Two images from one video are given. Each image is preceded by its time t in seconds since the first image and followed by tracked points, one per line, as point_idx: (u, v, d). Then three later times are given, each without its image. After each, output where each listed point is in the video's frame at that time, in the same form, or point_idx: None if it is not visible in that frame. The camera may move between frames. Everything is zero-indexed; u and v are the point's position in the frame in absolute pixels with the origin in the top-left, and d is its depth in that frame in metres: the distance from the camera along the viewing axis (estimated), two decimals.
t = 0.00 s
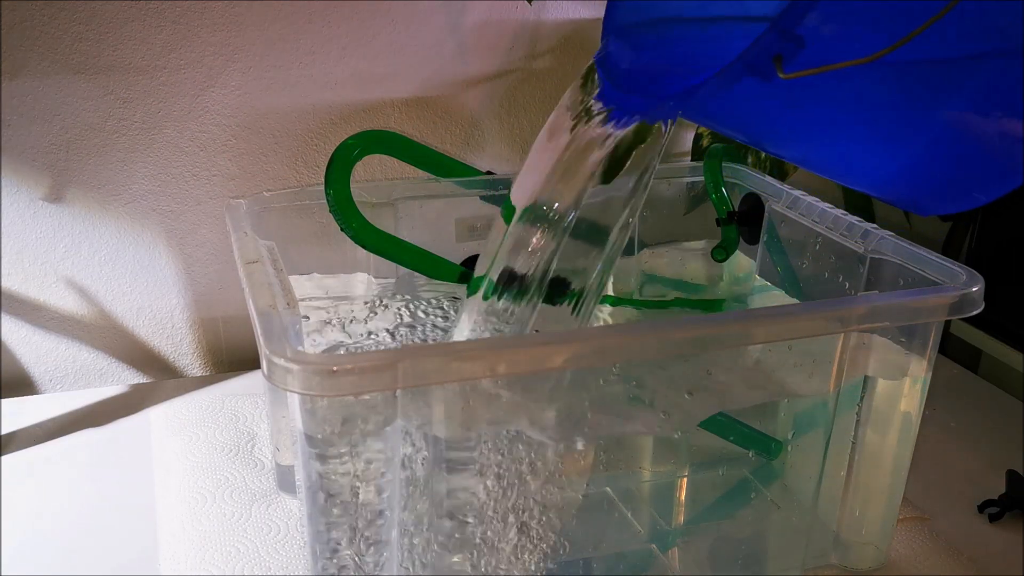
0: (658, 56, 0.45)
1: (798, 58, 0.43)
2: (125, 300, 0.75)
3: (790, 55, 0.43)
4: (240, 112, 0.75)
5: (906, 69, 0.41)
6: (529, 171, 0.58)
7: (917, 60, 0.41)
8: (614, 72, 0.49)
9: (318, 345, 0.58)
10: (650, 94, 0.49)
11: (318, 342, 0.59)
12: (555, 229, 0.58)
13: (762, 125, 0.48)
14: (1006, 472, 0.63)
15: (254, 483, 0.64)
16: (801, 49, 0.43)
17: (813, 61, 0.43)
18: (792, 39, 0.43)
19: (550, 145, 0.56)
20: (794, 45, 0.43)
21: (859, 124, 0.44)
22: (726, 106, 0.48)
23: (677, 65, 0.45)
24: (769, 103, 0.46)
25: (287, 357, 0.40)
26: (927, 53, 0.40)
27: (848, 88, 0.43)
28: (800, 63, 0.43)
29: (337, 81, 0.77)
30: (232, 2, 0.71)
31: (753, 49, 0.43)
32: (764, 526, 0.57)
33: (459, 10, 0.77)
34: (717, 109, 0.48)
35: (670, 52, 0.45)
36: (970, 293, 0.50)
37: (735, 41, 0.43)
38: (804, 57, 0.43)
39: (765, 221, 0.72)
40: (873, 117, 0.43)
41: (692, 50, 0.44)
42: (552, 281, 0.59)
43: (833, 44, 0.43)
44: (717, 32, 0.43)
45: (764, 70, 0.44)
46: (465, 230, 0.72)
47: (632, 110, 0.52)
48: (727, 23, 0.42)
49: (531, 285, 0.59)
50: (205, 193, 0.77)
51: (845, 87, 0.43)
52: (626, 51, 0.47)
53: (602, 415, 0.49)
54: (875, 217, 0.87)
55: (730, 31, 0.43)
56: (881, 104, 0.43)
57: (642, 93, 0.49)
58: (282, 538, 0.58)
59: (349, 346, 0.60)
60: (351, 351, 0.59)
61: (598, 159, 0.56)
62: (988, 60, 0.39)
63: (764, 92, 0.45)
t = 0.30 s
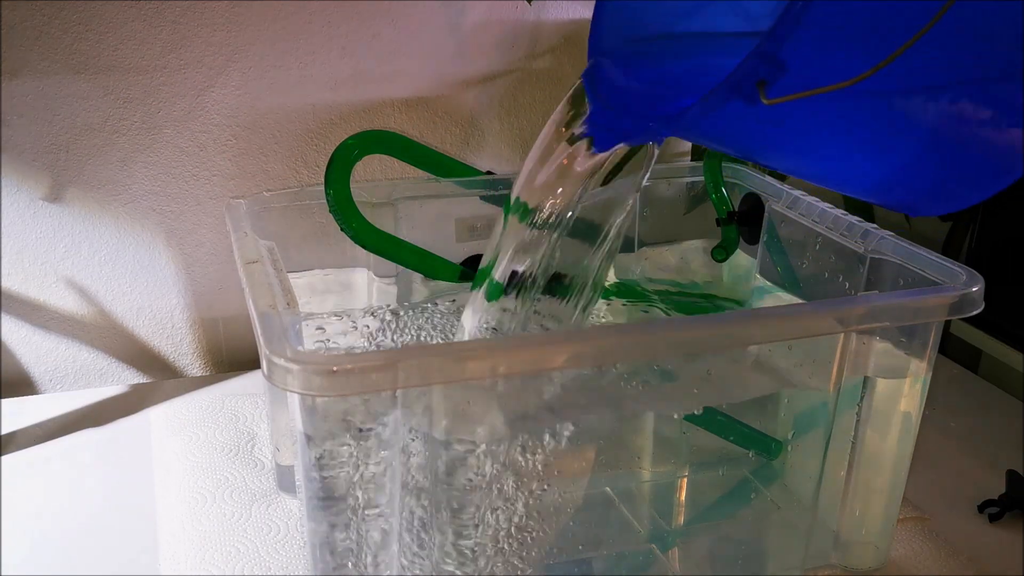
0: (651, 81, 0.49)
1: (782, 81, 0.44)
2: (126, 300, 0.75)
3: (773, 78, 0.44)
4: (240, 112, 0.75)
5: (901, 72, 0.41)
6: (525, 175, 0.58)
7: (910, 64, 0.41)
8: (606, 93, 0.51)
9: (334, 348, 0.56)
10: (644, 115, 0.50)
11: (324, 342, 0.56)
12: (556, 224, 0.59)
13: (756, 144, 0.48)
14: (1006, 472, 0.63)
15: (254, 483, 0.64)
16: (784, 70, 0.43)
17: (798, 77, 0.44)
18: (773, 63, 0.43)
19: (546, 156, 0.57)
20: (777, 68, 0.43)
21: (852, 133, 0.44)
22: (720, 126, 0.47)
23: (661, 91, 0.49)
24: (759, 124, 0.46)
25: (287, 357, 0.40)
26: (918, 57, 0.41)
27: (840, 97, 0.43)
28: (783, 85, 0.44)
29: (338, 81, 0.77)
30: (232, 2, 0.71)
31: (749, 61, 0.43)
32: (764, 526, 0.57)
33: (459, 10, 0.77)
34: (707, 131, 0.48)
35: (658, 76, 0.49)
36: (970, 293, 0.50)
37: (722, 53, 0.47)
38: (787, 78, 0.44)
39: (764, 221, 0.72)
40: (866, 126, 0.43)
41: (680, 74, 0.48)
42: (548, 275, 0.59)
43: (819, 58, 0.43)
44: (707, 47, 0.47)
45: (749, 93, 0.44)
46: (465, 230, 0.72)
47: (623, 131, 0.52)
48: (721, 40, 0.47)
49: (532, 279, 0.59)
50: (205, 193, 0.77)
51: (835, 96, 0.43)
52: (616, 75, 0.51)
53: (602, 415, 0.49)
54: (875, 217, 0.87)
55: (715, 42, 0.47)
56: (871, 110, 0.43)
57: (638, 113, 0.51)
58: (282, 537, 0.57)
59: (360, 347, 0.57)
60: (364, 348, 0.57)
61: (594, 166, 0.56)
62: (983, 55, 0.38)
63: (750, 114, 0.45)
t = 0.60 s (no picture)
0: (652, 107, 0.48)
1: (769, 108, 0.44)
2: (126, 300, 0.75)
3: (763, 107, 0.44)
4: (240, 112, 0.75)
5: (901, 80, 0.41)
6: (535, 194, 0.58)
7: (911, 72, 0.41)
8: (602, 116, 0.51)
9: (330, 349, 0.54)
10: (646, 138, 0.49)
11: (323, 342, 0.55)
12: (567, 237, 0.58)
13: (750, 162, 0.50)
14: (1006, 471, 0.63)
15: (254, 483, 0.63)
16: (772, 100, 0.44)
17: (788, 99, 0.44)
18: (762, 92, 0.44)
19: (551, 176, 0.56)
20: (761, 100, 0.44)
21: (852, 144, 0.44)
22: (720, 148, 0.48)
23: (659, 114, 0.49)
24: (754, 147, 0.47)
25: (287, 357, 0.40)
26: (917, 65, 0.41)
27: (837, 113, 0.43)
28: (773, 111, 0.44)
29: (337, 81, 0.77)
30: (232, 2, 0.71)
31: (743, 86, 0.44)
32: (763, 526, 0.57)
33: (459, 10, 0.78)
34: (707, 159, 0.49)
35: (662, 100, 0.48)
36: (970, 293, 0.50)
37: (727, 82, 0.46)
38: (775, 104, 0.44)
39: (764, 222, 0.72)
40: (863, 136, 0.43)
41: (681, 100, 0.48)
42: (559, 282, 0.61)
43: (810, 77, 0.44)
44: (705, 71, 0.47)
45: (739, 123, 0.45)
46: (465, 230, 0.72)
47: (618, 157, 0.52)
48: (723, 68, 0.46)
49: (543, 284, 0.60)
50: (205, 193, 0.77)
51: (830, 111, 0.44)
52: (616, 96, 0.50)
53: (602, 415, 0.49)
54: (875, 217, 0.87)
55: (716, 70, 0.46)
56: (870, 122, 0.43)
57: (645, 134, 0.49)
58: (281, 538, 0.57)
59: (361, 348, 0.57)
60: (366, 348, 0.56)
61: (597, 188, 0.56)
62: (978, 56, 0.39)
63: (743, 140, 0.47)
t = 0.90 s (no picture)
0: (636, 124, 0.47)
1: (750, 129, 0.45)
2: (125, 300, 0.75)
3: (743, 134, 0.45)
4: (240, 112, 0.75)
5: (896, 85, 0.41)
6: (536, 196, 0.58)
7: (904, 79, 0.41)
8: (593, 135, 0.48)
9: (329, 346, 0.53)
10: (635, 156, 0.47)
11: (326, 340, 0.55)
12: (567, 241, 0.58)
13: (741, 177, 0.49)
14: (1006, 471, 0.63)
15: (254, 482, 0.63)
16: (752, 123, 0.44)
17: (773, 116, 0.44)
18: (737, 122, 0.45)
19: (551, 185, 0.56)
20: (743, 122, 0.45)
21: (842, 153, 0.44)
22: (709, 167, 0.48)
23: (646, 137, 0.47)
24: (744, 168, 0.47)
25: (287, 357, 0.40)
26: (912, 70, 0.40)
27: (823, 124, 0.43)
28: (755, 133, 0.45)
29: (337, 81, 0.77)
30: (232, 2, 0.71)
31: (725, 108, 0.44)
32: (763, 526, 0.57)
33: (460, 10, 0.78)
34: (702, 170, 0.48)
35: (650, 116, 0.46)
36: (970, 293, 0.50)
37: (716, 98, 0.44)
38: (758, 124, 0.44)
39: (764, 222, 0.72)
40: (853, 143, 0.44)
41: (669, 115, 0.46)
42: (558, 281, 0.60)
43: (799, 88, 0.43)
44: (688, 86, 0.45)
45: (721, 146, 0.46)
46: (465, 230, 0.72)
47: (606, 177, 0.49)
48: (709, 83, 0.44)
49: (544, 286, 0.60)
50: (205, 193, 0.77)
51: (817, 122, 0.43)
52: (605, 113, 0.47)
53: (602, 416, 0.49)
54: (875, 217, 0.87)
55: (702, 82, 0.45)
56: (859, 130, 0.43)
57: (632, 152, 0.47)
58: (281, 537, 0.57)
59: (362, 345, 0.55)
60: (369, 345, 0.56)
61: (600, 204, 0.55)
62: (971, 64, 0.38)
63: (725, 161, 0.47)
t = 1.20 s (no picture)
0: (634, 134, 0.46)
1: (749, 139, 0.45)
2: (124, 300, 0.76)
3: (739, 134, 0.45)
4: (240, 112, 0.75)
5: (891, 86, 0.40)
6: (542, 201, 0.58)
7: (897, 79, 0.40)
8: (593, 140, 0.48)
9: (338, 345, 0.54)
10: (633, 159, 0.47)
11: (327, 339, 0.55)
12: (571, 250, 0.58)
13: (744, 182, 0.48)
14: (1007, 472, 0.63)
15: (254, 482, 0.63)
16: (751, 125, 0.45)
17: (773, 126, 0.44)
18: (728, 139, 0.46)
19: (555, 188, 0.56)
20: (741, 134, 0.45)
21: (847, 157, 0.44)
22: (715, 177, 0.48)
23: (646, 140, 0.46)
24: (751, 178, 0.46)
25: (287, 357, 0.40)
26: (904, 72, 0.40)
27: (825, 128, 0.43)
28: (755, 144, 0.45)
29: (338, 81, 0.77)
30: (232, 2, 0.71)
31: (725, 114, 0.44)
32: (763, 526, 0.57)
33: (459, 10, 0.78)
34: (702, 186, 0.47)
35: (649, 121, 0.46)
36: (970, 293, 0.50)
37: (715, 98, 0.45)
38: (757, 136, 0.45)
39: (764, 222, 0.72)
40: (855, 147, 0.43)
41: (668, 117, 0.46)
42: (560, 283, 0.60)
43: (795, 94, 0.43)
44: (685, 96, 0.45)
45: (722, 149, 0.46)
46: (465, 230, 0.72)
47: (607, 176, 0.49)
48: (707, 91, 0.45)
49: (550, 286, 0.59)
50: (205, 193, 0.77)
51: (820, 128, 0.43)
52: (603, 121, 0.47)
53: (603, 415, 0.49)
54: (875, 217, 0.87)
55: (700, 90, 0.45)
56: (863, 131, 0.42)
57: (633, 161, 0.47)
58: (280, 537, 0.57)
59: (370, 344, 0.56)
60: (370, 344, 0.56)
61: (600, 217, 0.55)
62: (966, 65, 0.38)
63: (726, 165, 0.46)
